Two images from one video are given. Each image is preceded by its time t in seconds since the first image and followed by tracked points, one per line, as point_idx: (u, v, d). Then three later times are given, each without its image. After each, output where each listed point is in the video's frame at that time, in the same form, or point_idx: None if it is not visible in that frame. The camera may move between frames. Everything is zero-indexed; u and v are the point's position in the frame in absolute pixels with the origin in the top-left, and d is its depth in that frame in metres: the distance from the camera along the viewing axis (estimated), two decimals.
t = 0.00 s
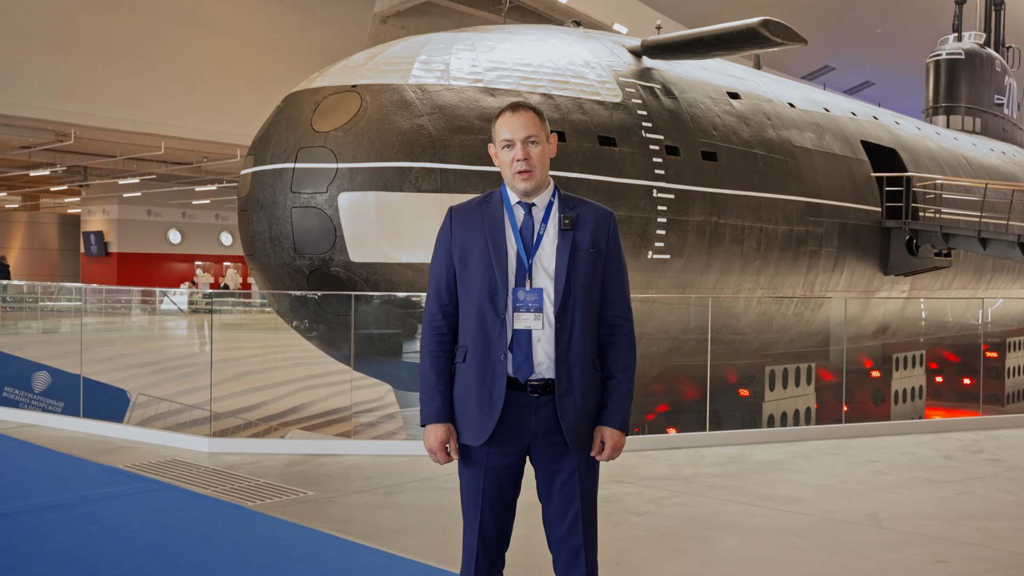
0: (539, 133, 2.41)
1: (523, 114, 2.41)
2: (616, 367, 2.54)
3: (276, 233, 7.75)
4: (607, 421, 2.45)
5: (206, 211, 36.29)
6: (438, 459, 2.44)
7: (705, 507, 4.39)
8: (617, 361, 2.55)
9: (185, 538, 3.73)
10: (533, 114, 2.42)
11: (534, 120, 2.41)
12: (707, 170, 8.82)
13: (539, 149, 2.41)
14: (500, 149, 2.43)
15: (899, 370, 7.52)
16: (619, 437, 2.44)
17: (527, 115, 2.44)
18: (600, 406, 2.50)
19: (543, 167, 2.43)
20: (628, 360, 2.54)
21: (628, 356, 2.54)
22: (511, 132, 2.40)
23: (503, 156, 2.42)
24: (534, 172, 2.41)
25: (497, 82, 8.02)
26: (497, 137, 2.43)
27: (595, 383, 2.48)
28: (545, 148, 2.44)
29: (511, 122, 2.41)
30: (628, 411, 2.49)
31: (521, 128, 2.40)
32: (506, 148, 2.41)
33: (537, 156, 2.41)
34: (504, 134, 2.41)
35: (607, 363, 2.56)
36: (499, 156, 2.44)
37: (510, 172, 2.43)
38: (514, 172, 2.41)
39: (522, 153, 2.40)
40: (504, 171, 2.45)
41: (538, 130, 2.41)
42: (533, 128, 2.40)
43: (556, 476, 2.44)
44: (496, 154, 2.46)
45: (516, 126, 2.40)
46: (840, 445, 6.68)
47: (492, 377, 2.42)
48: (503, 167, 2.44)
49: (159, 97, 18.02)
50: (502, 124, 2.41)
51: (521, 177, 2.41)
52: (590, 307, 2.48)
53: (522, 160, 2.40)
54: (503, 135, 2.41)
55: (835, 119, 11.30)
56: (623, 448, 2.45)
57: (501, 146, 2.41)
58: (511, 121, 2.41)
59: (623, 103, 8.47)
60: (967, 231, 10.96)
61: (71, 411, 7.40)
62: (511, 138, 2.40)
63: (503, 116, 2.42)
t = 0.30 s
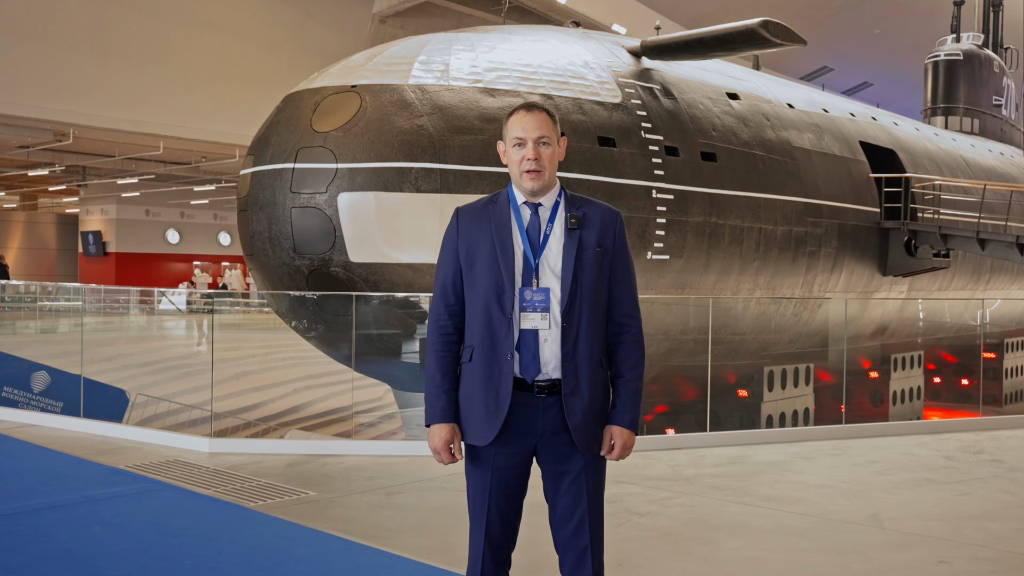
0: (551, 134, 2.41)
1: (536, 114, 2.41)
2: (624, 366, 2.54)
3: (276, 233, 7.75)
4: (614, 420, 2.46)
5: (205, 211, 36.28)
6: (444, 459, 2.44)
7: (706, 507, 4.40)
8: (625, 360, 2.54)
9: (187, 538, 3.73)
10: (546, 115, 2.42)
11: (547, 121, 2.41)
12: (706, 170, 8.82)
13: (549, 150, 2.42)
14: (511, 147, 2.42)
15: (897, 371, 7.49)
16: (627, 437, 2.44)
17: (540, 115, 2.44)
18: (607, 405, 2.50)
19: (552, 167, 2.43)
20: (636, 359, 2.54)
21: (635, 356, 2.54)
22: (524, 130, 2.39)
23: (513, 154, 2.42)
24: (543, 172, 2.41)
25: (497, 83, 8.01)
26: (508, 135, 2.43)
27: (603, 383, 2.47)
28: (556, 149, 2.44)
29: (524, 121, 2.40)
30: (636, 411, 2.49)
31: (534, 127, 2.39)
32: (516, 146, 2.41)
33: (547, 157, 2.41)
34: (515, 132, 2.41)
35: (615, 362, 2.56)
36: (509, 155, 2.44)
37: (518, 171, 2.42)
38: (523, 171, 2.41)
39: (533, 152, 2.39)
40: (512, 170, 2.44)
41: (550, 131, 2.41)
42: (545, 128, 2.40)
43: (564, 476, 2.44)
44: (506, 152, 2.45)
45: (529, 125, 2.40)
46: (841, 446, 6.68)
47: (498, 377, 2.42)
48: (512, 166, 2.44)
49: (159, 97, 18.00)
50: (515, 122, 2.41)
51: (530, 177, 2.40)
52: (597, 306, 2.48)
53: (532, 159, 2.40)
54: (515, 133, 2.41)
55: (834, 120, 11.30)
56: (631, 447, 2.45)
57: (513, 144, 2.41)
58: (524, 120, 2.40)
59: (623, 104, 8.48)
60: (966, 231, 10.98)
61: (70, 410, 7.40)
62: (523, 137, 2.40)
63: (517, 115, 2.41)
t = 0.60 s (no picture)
0: (558, 135, 2.42)
1: (545, 115, 2.42)
2: (625, 366, 2.54)
3: (267, 233, 7.73)
4: (615, 420, 2.46)
5: (195, 210, 36.15)
6: (447, 461, 2.43)
7: (701, 507, 4.41)
8: (626, 360, 2.55)
9: (183, 538, 3.72)
10: (554, 116, 2.43)
11: (554, 122, 2.43)
12: (697, 170, 8.84)
13: (555, 151, 2.43)
14: (516, 145, 2.43)
15: (888, 371, 7.50)
16: (627, 437, 2.45)
17: (548, 116, 2.45)
18: (608, 405, 2.50)
19: (556, 168, 2.44)
20: (637, 359, 2.54)
21: (635, 356, 2.55)
22: (531, 129, 2.40)
23: (518, 152, 2.42)
24: (547, 172, 2.41)
25: (489, 82, 8.00)
26: (514, 133, 2.43)
27: (604, 383, 2.48)
28: (560, 150, 2.45)
29: (532, 121, 2.41)
30: (636, 411, 2.49)
31: (542, 128, 2.40)
32: (523, 145, 2.42)
33: (552, 158, 2.43)
34: (522, 131, 2.42)
35: (615, 362, 2.56)
36: (513, 152, 2.44)
37: (522, 169, 2.43)
38: (527, 170, 2.41)
39: (539, 152, 2.40)
40: (515, 168, 2.45)
41: (557, 132, 2.42)
42: (552, 129, 2.41)
43: (564, 476, 2.44)
44: (511, 150, 2.45)
45: (537, 124, 2.41)
46: (833, 445, 6.70)
47: (501, 378, 2.41)
48: (515, 165, 2.45)
49: (150, 96, 17.93)
50: (522, 121, 2.41)
51: (533, 176, 2.41)
52: (598, 307, 2.48)
53: (537, 159, 2.40)
54: (521, 131, 2.41)
55: (824, 120, 11.35)
56: (632, 447, 2.46)
57: (519, 142, 2.41)
58: (533, 119, 2.41)
59: (614, 104, 8.48)
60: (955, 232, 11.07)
61: (60, 412, 7.33)
62: (530, 136, 2.40)
63: (525, 114, 2.42)
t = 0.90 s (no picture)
0: (556, 136, 2.42)
1: (544, 115, 2.41)
2: (622, 367, 2.54)
3: (253, 233, 7.69)
4: (613, 421, 2.46)
5: (179, 210, 35.95)
6: (443, 461, 2.43)
7: (691, 506, 4.42)
8: (623, 360, 2.55)
9: (174, 539, 3.69)
10: (552, 117, 2.43)
11: (553, 122, 2.42)
12: (684, 171, 8.88)
13: (552, 152, 2.42)
14: (514, 145, 2.43)
15: (872, 370, 7.59)
16: (625, 438, 2.44)
17: (547, 116, 2.45)
18: (606, 406, 2.50)
19: (553, 169, 2.44)
20: (635, 360, 2.54)
21: (633, 356, 2.55)
22: (530, 130, 2.40)
23: (516, 153, 2.42)
24: (544, 173, 2.41)
25: (476, 82, 7.99)
26: (512, 134, 2.43)
27: (601, 384, 2.48)
28: (558, 151, 2.44)
29: (530, 121, 2.40)
30: (634, 412, 2.49)
31: (540, 128, 2.40)
32: (520, 145, 2.41)
33: (550, 158, 2.42)
34: (520, 131, 2.41)
35: (613, 363, 2.56)
36: (512, 153, 2.43)
37: (520, 170, 2.42)
38: (525, 170, 2.41)
39: (537, 153, 2.40)
40: (513, 169, 2.44)
41: (555, 133, 2.42)
42: (551, 130, 2.41)
43: (563, 477, 2.44)
44: (509, 150, 2.45)
45: (535, 125, 2.40)
46: (821, 445, 6.74)
47: (497, 379, 2.41)
48: (514, 165, 2.44)
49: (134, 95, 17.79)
50: (521, 122, 2.41)
51: (530, 177, 2.41)
52: (595, 307, 2.48)
53: (535, 160, 2.40)
54: (519, 132, 2.41)
55: (809, 121, 11.41)
56: (629, 449, 2.45)
57: (517, 142, 2.41)
58: (531, 120, 2.40)
59: (601, 104, 8.50)
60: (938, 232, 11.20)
61: (44, 412, 7.24)
62: (528, 137, 2.40)
63: (523, 114, 2.41)
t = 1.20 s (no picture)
0: (552, 135, 2.41)
1: (540, 114, 2.41)
2: (616, 367, 2.54)
3: (236, 232, 7.64)
4: (606, 421, 2.45)
5: (159, 208, 35.62)
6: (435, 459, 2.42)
7: (678, 505, 4.43)
8: (617, 360, 2.55)
9: (162, 540, 3.66)
10: (549, 116, 2.42)
11: (549, 122, 2.42)
12: (667, 171, 8.91)
13: (549, 152, 2.41)
14: (510, 144, 2.42)
15: (852, 369, 7.69)
16: (617, 438, 2.44)
17: (543, 116, 2.44)
18: (599, 406, 2.50)
19: (549, 168, 2.43)
20: (628, 360, 2.55)
21: (627, 356, 2.55)
22: (526, 129, 2.39)
23: (512, 151, 2.41)
24: (540, 172, 2.40)
25: (459, 82, 7.97)
26: (508, 132, 2.42)
27: (595, 384, 2.48)
28: (554, 150, 2.43)
29: (526, 120, 2.40)
30: (627, 412, 2.49)
31: (536, 127, 2.39)
32: (516, 144, 2.40)
33: (546, 158, 2.41)
34: (516, 130, 2.40)
35: (607, 363, 2.56)
36: (507, 151, 2.43)
37: (515, 169, 2.42)
38: (520, 169, 2.40)
39: (533, 152, 2.38)
40: (509, 167, 2.44)
41: (551, 132, 2.41)
42: (547, 129, 2.40)
43: (558, 476, 2.43)
44: (505, 149, 2.44)
45: (531, 124, 2.39)
46: (805, 444, 6.79)
47: (491, 377, 2.41)
48: (509, 163, 2.43)
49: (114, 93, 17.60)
50: (517, 120, 2.40)
51: (526, 176, 2.40)
52: (590, 307, 2.48)
53: (531, 159, 2.39)
54: (516, 131, 2.40)
55: (791, 122, 11.49)
56: (621, 448, 2.45)
57: (513, 142, 2.40)
58: (527, 119, 2.40)
59: (584, 104, 8.51)
60: (918, 233, 11.33)
61: (23, 412, 7.07)
62: (524, 136, 2.39)
63: (519, 113, 2.41)
